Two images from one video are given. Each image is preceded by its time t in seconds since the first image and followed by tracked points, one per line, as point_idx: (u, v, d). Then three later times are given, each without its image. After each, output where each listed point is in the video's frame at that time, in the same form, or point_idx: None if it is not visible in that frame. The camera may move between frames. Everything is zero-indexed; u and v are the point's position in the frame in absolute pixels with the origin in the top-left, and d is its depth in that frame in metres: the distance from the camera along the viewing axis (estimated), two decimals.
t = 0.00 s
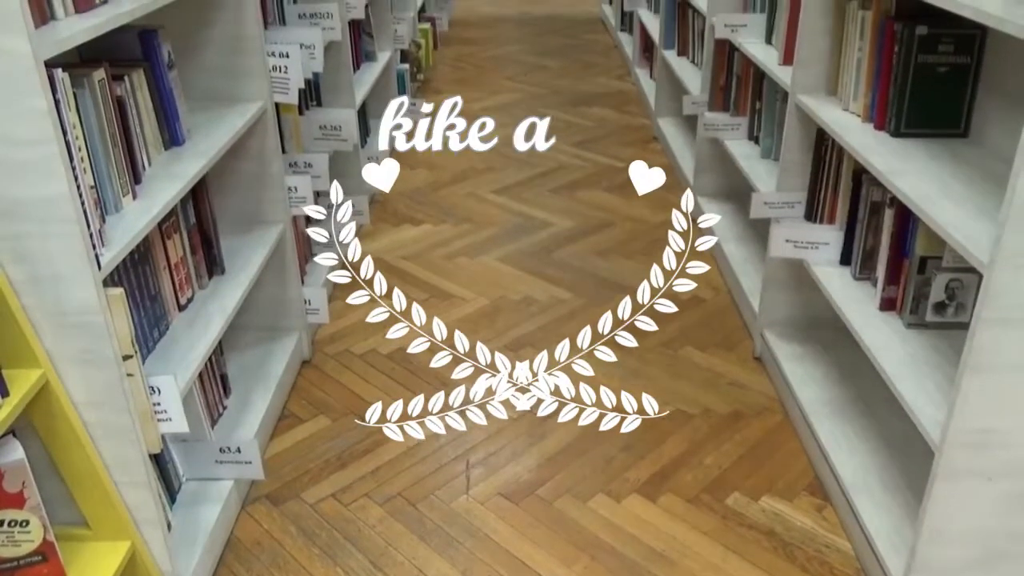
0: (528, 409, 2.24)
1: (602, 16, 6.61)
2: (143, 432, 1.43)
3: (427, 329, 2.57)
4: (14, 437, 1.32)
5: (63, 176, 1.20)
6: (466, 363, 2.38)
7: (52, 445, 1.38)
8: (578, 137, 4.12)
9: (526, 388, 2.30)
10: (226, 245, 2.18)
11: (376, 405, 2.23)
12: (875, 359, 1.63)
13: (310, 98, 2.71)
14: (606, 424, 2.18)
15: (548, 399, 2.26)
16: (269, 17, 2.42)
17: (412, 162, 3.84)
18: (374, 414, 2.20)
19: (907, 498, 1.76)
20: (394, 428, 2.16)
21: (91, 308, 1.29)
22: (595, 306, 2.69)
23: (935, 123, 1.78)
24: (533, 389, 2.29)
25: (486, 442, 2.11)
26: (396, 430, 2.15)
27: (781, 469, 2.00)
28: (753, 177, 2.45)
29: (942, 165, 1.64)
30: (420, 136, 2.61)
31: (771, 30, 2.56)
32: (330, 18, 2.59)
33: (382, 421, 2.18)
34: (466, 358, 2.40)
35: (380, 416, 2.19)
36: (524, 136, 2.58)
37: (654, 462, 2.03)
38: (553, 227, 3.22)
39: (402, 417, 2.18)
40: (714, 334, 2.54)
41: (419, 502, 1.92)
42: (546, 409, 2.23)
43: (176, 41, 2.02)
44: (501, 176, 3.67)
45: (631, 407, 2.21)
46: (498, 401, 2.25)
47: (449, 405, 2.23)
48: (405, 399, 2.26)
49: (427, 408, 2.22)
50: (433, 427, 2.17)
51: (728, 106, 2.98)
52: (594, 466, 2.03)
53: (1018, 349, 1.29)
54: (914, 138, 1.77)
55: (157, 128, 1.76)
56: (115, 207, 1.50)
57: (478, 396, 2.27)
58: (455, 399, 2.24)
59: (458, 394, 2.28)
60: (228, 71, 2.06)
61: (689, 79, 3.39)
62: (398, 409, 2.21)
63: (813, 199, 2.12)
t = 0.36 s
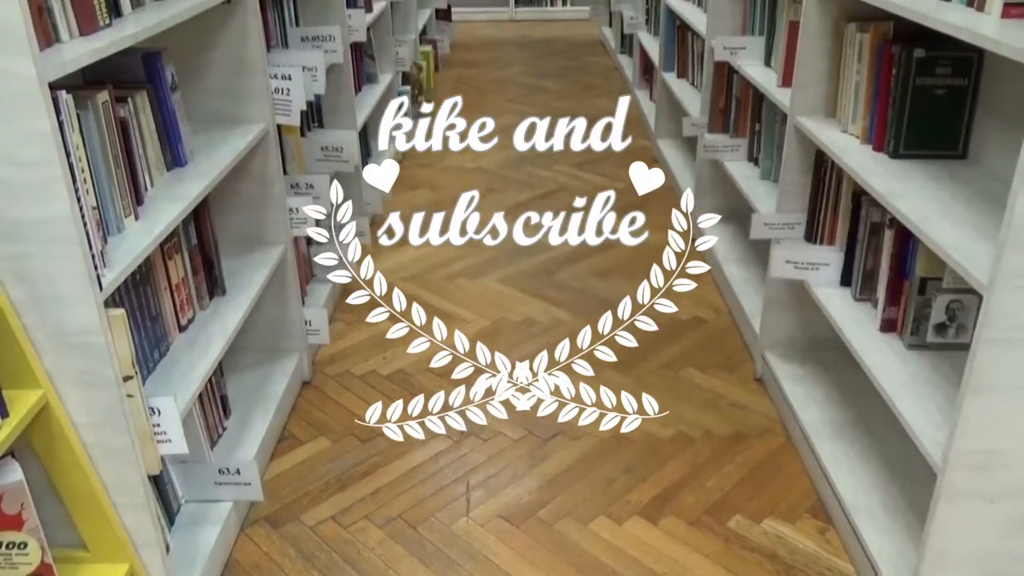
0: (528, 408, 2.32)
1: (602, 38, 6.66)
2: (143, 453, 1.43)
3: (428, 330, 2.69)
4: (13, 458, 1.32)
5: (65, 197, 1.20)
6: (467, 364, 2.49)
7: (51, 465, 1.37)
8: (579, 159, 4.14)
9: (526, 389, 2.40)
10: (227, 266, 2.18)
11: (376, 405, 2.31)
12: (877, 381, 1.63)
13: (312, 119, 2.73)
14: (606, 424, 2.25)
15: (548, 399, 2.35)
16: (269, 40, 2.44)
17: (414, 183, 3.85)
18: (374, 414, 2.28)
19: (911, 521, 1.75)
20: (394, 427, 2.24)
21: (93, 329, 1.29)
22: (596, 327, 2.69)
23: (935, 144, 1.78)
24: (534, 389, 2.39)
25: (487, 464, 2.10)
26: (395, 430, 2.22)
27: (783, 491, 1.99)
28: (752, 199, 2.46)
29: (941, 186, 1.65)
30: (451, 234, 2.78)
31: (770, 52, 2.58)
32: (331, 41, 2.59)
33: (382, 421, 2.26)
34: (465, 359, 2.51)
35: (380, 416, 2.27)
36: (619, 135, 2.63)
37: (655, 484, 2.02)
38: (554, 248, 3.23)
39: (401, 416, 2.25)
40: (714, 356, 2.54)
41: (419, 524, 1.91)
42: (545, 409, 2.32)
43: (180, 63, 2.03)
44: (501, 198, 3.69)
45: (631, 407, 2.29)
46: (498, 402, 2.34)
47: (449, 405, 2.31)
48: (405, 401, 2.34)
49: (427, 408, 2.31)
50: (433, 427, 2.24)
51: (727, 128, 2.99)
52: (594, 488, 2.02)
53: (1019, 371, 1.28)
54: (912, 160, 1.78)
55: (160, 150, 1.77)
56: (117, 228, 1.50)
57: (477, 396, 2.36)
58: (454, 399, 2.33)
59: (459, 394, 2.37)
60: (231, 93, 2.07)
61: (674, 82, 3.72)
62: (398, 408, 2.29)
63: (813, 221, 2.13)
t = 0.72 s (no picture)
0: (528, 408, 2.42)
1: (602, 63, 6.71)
2: (142, 477, 1.42)
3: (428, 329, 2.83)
4: (11, 482, 1.33)
5: (68, 221, 1.21)
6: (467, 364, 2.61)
7: (49, 488, 1.37)
8: (579, 183, 4.15)
9: (526, 389, 2.50)
10: (228, 289, 2.18)
11: (376, 406, 2.41)
12: (878, 405, 1.62)
13: (313, 143, 2.75)
14: (606, 424, 2.35)
15: (548, 398, 2.45)
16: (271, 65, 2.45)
17: (415, 207, 3.87)
18: (374, 414, 2.37)
19: (914, 546, 1.73)
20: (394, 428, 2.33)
21: (93, 352, 1.29)
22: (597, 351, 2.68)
23: (933, 168, 1.79)
24: (533, 389, 2.49)
25: (487, 488, 2.09)
26: (396, 430, 2.31)
27: (785, 516, 1.98)
28: (752, 222, 2.47)
29: (940, 210, 1.65)
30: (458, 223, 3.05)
31: (768, 77, 2.60)
32: (333, 66, 2.61)
33: (382, 421, 2.36)
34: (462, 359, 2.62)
35: (380, 417, 2.37)
36: (620, 136, 2.73)
37: (657, 509, 2.01)
38: (554, 272, 3.23)
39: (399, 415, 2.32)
40: (715, 380, 2.53)
41: (418, 549, 1.90)
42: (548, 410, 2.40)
43: (182, 87, 2.05)
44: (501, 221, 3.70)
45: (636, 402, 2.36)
46: (498, 402, 2.44)
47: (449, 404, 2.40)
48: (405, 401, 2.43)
49: (427, 409, 2.40)
50: (433, 427, 2.33)
51: (727, 152, 3.01)
52: (595, 513, 2.00)
53: (1021, 395, 1.28)
54: (911, 184, 1.79)
55: (162, 174, 1.78)
56: (119, 252, 1.51)
57: (478, 397, 2.46)
58: (454, 400, 2.42)
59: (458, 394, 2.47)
60: (234, 117, 2.09)
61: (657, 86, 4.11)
62: (398, 409, 2.39)
63: (813, 245, 2.13)
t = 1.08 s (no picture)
0: (527, 408, 2.54)
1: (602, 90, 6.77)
2: (141, 506, 1.41)
3: (428, 329, 2.99)
4: (9, 510, 1.32)
5: (70, 247, 1.21)
6: (467, 363, 2.75)
7: (48, 515, 1.36)
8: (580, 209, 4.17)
9: (527, 389, 2.61)
10: (230, 315, 2.19)
11: (376, 405, 2.53)
12: (880, 432, 1.61)
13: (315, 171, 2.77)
14: (607, 424, 2.46)
15: (548, 398, 2.57)
16: (273, 93, 2.48)
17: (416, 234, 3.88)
18: (374, 414, 2.48)
19: None
20: (393, 428, 2.44)
21: (94, 379, 1.29)
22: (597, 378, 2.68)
23: (932, 195, 1.80)
24: (534, 389, 2.60)
25: (487, 517, 2.07)
26: (395, 430, 2.42)
27: (788, 544, 1.96)
28: (752, 249, 2.47)
29: (939, 237, 1.66)
30: (456, 233, 3.08)
31: (767, 105, 2.62)
32: (336, 94, 2.64)
33: (382, 421, 2.47)
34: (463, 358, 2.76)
35: (380, 416, 2.48)
36: (619, 135, 2.76)
37: (658, 538, 2.00)
38: (555, 298, 3.24)
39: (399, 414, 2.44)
40: (716, 406, 2.52)
41: None
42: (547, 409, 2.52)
43: (185, 114, 2.07)
44: (502, 248, 3.71)
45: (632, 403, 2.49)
46: (498, 402, 2.55)
47: (449, 404, 2.52)
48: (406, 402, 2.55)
49: (427, 409, 2.52)
50: (433, 427, 2.44)
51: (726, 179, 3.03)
52: (597, 542, 1.99)
53: None
54: (910, 212, 1.80)
55: (164, 200, 1.78)
56: (120, 279, 1.51)
57: (477, 397, 2.57)
58: (455, 400, 2.54)
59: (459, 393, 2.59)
60: (236, 144, 2.10)
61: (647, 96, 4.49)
62: (398, 409, 2.50)
63: (813, 271, 2.14)
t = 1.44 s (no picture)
0: (527, 412, 2.63)
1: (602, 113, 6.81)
2: (139, 530, 1.41)
3: (427, 330, 3.16)
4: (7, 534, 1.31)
5: (72, 270, 1.21)
6: (467, 363, 2.89)
7: (46, 539, 1.35)
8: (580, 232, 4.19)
9: (526, 389, 2.73)
10: (230, 337, 2.18)
11: (376, 404, 2.65)
12: (882, 455, 1.60)
13: (317, 193, 2.79)
14: (606, 424, 2.56)
15: (548, 398, 2.69)
16: (276, 116, 2.49)
17: (416, 256, 3.89)
18: (374, 415, 2.59)
19: None
20: (393, 428, 2.54)
21: (94, 401, 1.29)
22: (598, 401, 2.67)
23: (931, 217, 1.80)
24: (534, 389, 2.73)
25: (488, 541, 2.06)
26: (395, 430, 2.52)
27: (790, 569, 1.94)
28: (753, 271, 2.48)
29: (939, 259, 1.66)
30: (457, 234, 3.19)
31: (766, 128, 2.64)
32: (337, 117, 2.65)
33: (382, 421, 2.58)
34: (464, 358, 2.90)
35: (380, 416, 2.59)
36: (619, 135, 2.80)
37: (660, 562, 1.98)
38: (555, 320, 3.24)
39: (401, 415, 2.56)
40: (717, 429, 2.52)
41: None
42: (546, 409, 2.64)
43: (187, 137, 2.08)
44: (503, 270, 3.72)
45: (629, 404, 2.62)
46: (497, 401, 2.68)
47: (449, 404, 2.64)
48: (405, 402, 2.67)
49: (427, 408, 2.64)
50: (433, 427, 2.55)
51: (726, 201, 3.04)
52: (597, 566, 1.97)
53: None
54: (910, 233, 1.80)
55: (166, 223, 1.79)
56: (121, 301, 1.51)
57: (477, 397, 2.69)
58: (455, 400, 2.66)
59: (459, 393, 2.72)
60: (237, 166, 2.11)
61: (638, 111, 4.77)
62: (398, 409, 2.62)
63: (814, 293, 2.14)
